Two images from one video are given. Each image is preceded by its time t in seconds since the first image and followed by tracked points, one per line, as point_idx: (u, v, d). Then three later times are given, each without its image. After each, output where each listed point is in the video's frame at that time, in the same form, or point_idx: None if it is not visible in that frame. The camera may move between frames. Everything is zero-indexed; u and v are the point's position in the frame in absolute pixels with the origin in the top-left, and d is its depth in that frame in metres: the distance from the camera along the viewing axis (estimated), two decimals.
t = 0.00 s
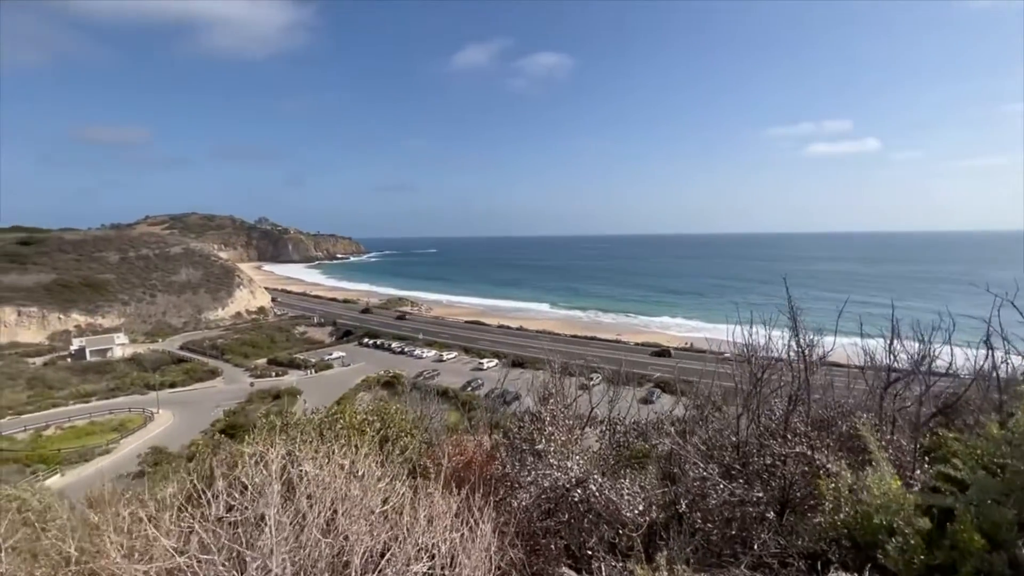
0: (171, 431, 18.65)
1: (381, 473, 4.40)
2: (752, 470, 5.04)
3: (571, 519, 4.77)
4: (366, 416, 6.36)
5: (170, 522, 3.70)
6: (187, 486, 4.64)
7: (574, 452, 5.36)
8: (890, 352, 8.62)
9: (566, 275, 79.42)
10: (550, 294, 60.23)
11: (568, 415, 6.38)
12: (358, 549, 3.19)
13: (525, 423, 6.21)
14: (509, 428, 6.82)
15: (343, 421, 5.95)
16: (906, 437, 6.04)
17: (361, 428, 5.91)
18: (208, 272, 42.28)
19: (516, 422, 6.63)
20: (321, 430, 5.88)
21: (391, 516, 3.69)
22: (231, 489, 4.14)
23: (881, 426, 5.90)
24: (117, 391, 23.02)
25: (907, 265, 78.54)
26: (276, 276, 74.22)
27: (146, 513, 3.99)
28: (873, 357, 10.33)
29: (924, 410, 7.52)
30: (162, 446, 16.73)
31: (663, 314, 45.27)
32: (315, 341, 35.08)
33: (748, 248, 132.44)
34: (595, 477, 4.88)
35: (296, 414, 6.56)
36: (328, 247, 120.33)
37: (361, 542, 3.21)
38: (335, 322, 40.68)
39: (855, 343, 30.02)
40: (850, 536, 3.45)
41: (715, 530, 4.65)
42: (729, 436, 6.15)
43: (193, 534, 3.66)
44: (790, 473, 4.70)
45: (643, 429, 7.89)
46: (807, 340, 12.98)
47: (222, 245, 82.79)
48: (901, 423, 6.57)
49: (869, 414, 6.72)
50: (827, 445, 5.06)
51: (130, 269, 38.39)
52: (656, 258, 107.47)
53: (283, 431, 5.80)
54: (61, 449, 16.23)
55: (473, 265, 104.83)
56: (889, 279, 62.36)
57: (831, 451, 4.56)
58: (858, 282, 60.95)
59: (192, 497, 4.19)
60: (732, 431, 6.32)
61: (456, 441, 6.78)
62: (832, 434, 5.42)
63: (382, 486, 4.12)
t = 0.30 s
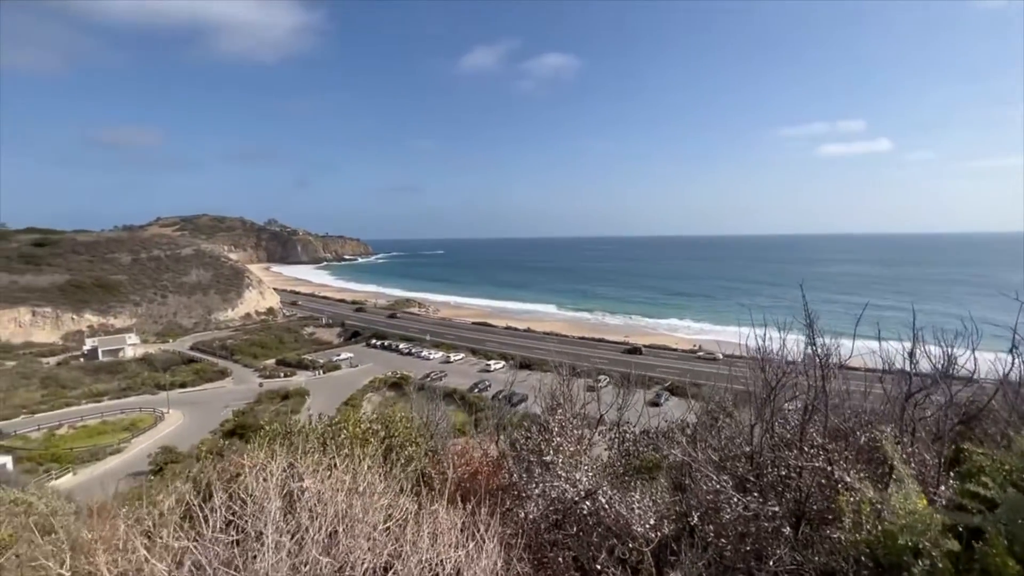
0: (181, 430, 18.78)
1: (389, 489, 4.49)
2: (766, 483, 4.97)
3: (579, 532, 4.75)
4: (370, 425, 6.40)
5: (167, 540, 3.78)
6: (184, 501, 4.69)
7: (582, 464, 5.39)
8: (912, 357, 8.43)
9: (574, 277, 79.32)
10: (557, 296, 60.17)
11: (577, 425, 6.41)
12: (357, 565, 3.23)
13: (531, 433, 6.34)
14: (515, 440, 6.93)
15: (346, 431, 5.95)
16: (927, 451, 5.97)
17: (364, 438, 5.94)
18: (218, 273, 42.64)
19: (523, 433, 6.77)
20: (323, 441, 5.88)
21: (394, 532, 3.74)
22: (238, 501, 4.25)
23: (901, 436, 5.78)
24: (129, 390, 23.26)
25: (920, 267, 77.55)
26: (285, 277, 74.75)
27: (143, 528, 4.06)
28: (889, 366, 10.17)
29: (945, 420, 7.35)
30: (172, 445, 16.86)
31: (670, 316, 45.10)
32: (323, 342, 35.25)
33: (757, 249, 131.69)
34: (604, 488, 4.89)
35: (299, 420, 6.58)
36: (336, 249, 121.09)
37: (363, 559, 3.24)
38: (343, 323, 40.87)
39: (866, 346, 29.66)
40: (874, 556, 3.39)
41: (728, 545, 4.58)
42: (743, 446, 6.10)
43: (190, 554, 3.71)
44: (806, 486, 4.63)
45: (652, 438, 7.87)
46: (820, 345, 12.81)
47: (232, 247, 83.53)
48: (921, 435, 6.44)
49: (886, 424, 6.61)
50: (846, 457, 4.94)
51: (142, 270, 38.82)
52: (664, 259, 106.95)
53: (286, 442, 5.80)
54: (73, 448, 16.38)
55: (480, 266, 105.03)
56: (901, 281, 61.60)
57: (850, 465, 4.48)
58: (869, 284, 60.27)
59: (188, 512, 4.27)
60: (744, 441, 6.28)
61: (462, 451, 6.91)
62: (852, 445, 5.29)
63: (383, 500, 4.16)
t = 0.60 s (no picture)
0: (184, 434, 18.79)
1: (389, 503, 4.54)
2: (773, 493, 5.03)
3: (583, 544, 4.71)
4: (369, 435, 6.38)
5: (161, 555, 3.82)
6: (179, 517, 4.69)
7: (585, 475, 5.39)
8: (921, 365, 8.44)
9: (576, 279, 79.27)
10: (560, 299, 60.15)
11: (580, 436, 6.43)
12: None
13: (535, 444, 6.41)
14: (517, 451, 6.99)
15: (345, 442, 5.94)
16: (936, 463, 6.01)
17: (363, 449, 5.92)
18: (221, 276, 42.74)
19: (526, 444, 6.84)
20: (322, 452, 5.87)
21: (392, 548, 3.77)
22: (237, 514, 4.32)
23: (910, 447, 5.83)
24: (132, 393, 23.30)
25: (924, 269, 77.28)
26: (288, 280, 74.85)
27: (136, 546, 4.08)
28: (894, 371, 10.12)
29: (955, 429, 7.36)
30: (176, 448, 16.86)
31: (673, 318, 45.03)
32: (325, 345, 35.28)
33: (760, 251, 131.44)
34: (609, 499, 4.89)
35: (297, 429, 6.56)
36: (339, 251, 121.35)
37: None
38: (345, 325, 40.92)
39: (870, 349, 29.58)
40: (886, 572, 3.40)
41: (734, 559, 4.58)
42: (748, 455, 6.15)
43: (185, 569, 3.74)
44: (813, 498, 4.70)
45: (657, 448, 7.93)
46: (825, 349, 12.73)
47: (234, 250, 83.73)
48: (930, 445, 6.48)
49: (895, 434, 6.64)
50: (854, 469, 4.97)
51: (145, 273, 38.92)
52: (666, 261, 106.77)
53: (284, 454, 5.80)
54: (78, 451, 16.41)
55: (482, 269, 105.07)
56: (905, 283, 61.36)
57: (859, 479, 4.51)
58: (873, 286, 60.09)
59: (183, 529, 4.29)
60: (749, 451, 6.32)
61: (463, 462, 6.95)
62: (861, 456, 5.32)
63: (383, 514, 4.20)
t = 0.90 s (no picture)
0: (180, 440, 18.66)
1: (383, 519, 4.52)
2: (771, 503, 5.05)
3: (580, 556, 4.71)
4: (363, 447, 6.38)
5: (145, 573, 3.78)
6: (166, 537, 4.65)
7: (581, 486, 5.39)
8: (919, 370, 8.46)
9: (573, 282, 79.39)
10: (557, 302, 60.16)
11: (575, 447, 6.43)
12: None
13: (532, 456, 6.44)
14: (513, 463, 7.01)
15: (338, 454, 5.94)
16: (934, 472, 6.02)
17: (356, 462, 5.92)
18: (217, 281, 42.60)
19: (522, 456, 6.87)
20: (315, 465, 5.87)
21: (386, 565, 3.75)
22: (228, 532, 4.31)
23: (909, 455, 5.84)
24: (128, 399, 23.17)
25: (920, 271, 77.56)
26: (285, 285, 74.65)
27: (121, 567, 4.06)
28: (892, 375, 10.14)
29: (953, 436, 7.37)
30: (171, 455, 16.75)
31: (671, 321, 45.07)
32: (323, 349, 35.18)
33: (758, 254, 131.84)
34: (606, 512, 4.89)
35: (290, 441, 6.56)
36: (336, 255, 121.38)
37: None
38: (343, 329, 40.79)
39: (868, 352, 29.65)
40: None
41: (732, 569, 4.62)
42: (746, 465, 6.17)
43: None
44: (811, 507, 4.75)
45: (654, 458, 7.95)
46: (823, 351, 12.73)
47: (231, 254, 83.60)
48: (928, 453, 6.49)
49: (893, 441, 6.65)
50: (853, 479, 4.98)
51: (142, 278, 38.80)
52: (664, 264, 106.96)
53: (277, 466, 5.79)
54: (73, 458, 16.31)
55: (479, 273, 105.06)
56: (901, 285, 61.59)
57: (856, 490, 4.53)
58: (870, 288, 60.25)
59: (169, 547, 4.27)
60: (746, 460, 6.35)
61: (459, 473, 6.95)
62: (859, 465, 5.34)
63: (376, 530, 4.20)
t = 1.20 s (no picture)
0: (170, 448, 18.42)
1: (372, 537, 4.47)
2: (765, 512, 5.03)
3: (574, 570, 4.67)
4: (353, 462, 6.37)
5: None
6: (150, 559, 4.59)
7: (574, 499, 5.37)
8: (910, 376, 8.50)
9: (567, 286, 79.51)
10: (551, 307, 60.20)
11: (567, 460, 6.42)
12: None
13: (524, 471, 6.46)
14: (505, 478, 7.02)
15: (327, 470, 5.91)
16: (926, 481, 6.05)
17: (344, 478, 5.89)
18: (209, 287, 42.23)
19: (514, 470, 6.90)
20: (303, 481, 5.83)
21: None
22: (212, 555, 4.26)
23: (901, 464, 5.87)
24: (118, 408, 22.85)
25: (910, 274, 78.28)
26: (277, 290, 74.18)
27: None
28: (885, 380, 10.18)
29: (944, 443, 7.39)
30: (161, 464, 16.51)
31: (664, 325, 45.17)
32: (315, 355, 34.95)
33: (751, 258, 132.56)
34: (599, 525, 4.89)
35: (278, 455, 6.52)
36: (329, 261, 120.85)
37: None
38: (336, 335, 40.55)
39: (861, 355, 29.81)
40: None
41: None
42: (738, 475, 6.20)
43: None
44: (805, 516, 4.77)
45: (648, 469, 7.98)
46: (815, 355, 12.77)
47: (223, 260, 83.03)
48: (920, 461, 6.52)
49: (885, 450, 6.67)
50: (845, 488, 4.99)
51: (132, 284, 38.42)
52: (658, 268, 107.35)
53: (265, 483, 5.75)
54: (61, 468, 16.03)
55: (473, 277, 104.98)
56: (892, 288, 62.12)
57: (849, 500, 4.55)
58: (861, 291, 60.69)
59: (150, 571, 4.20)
60: (739, 471, 6.37)
61: (451, 486, 6.92)
62: (852, 475, 5.35)
63: (365, 549, 4.14)
